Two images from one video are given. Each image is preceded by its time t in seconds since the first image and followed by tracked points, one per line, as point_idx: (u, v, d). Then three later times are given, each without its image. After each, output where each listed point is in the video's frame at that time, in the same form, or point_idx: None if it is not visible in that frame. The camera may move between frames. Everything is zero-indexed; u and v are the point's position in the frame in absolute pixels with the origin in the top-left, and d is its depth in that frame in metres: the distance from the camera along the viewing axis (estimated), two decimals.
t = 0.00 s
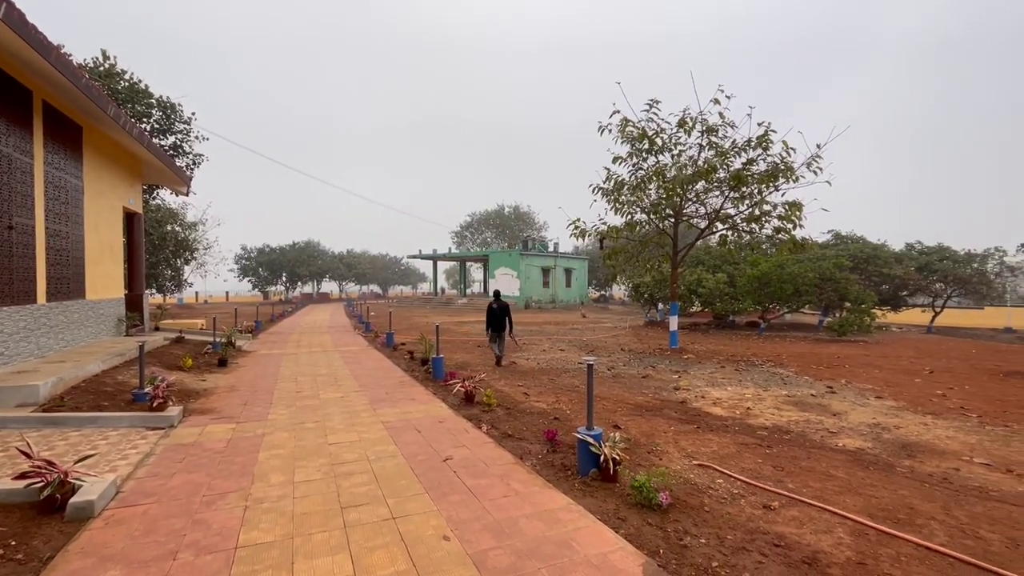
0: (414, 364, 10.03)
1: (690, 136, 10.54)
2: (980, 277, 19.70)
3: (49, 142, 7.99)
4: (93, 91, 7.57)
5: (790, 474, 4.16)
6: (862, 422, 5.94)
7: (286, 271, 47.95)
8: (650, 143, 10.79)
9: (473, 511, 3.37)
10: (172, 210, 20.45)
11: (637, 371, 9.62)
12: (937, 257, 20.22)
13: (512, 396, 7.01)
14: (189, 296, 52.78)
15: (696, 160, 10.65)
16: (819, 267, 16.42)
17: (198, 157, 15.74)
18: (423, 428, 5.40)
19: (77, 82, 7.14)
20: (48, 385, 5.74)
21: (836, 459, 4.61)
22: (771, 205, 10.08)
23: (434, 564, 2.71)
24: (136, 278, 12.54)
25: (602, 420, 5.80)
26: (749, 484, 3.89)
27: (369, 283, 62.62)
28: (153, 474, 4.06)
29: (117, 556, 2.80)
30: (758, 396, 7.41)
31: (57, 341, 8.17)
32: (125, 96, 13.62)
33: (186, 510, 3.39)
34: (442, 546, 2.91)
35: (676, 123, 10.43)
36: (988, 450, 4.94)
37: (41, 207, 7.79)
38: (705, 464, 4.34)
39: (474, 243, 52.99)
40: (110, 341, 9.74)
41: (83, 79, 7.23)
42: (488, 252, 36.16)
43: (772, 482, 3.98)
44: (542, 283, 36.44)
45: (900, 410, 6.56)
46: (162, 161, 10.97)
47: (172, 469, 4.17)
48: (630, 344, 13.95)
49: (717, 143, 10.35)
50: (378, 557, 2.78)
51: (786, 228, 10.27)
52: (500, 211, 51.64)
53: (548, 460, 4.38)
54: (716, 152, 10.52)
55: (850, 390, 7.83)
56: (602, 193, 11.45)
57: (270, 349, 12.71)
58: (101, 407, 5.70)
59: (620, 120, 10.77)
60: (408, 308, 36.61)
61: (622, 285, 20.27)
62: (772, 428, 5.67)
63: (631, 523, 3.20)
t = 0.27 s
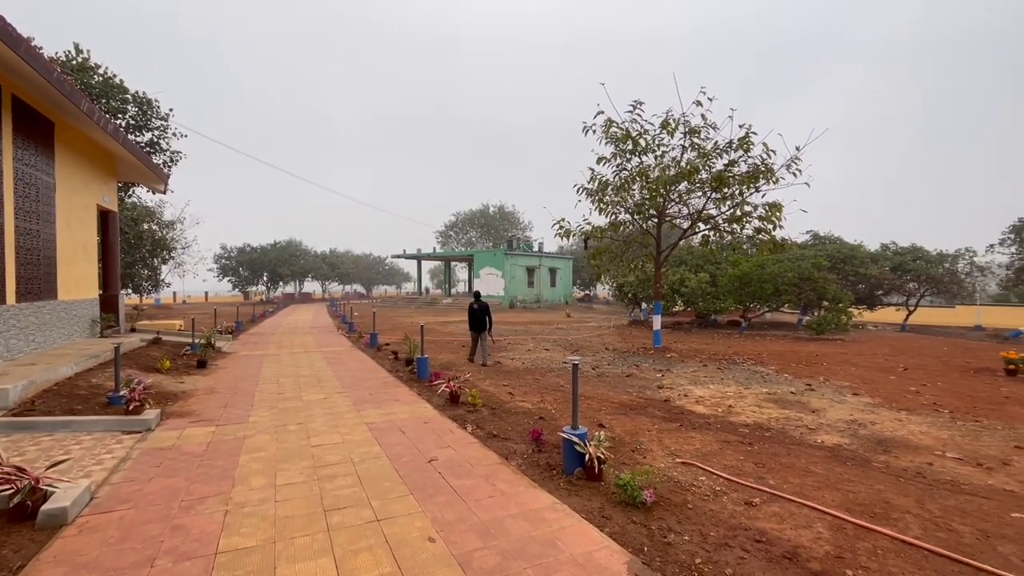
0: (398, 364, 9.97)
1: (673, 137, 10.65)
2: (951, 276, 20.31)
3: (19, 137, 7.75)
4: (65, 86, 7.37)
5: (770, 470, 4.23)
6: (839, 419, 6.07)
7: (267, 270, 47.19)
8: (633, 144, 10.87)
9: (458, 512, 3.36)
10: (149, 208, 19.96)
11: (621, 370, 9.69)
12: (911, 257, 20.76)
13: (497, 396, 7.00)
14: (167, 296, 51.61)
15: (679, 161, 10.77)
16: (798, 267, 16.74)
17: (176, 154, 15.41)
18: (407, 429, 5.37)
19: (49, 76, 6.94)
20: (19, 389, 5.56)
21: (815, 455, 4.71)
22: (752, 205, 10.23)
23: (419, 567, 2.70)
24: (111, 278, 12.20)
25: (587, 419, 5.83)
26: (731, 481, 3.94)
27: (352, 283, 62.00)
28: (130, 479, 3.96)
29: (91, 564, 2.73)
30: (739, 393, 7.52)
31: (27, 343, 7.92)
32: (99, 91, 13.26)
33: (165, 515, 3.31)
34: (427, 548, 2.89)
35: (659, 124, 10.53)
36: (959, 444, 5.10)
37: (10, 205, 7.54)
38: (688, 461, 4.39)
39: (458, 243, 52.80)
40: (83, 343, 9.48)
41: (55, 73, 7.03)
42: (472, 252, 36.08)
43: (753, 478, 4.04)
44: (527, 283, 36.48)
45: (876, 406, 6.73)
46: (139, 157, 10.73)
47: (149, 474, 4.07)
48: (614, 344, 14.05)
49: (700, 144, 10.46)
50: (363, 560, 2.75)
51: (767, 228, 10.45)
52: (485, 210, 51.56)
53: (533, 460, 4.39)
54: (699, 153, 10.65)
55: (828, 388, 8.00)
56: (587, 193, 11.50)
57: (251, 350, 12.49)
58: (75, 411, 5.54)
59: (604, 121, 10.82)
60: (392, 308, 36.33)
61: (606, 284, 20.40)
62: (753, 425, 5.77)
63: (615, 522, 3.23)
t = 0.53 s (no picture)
0: (381, 365, 9.89)
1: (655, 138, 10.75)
2: (922, 276, 20.92)
3: None
4: (35, 79, 7.14)
5: (750, 467, 4.31)
6: (816, 415, 6.21)
7: (247, 270, 46.34)
8: (616, 145, 10.95)
9: (441, 513, 3.35)
10: (123, 206, 19.42)
11: (605, 368, 9.76)
12: (885, 257, 21.31)
13: (480, 396, 6.99)
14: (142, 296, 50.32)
15: (661, 162, 10.88)
16: (776, 267, 17.08)
17: (151, 151, 15.04)
18: (390, 430, 5.33)
19: (17, 70, 6.72)
20: None
21: (793, 451, 4.81)
22: (732, 206, 10.39)
23: (402, 568, 2.68)
24: (83, 278, 11.85)
25: (570, 418, 5.86)
26: (712, 477, 4.00)
27: (334, 283, 61.26)
28: (103, 484, 3.85)
29: (62, 572, 2.64)
30: (720, 391, 7.64)
31: None
32: (70, 86, 12.88)
33: (140, 521, 3.23)
34: (410, 550, 2.88)
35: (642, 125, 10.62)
36: (930, 439, 5.25)
37: None
38: (670, 459, 4.44)
39: (442, 242, 52.55)
40: (54, 345, 9.19)
41: (24, 66, 6.81)
42: (456, 252, 35.95)
43: (733, 475, 4.11)
44: (511, 283, 36.48)
45: (851, 403, 6.90)
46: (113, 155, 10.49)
47: (123, 479, 3.97)
48: (597, 343, 14.14)
49: (681, 145, 10.59)
50: (344, 563, 2.72)
51: (746, 229, 10.62)
52: (469, 209, 51.43)
53: (517, 459, 4.39)
54: (680, 154, 10.77)
55: (805, 385, 8.17)
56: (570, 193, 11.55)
57: (229, 352, 12.25)
58: (44, 415, 5.36)
59: (587, 121, 10.87)
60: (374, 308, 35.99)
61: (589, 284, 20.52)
62: (733, 423, 5.86)
63: (599, 520, 3.25)
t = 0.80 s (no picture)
0: (366, 365, 9.81)
1: (640, 139, 10.83)
2: (899, 276, 21.43)
3: None
4: (7, 73, 6.93)
5: (733, 464, 4.36)
6: (797, 412, 6.32)
7: (229, 269, 45.55)
8: (601, 145, 11.01)
9: (426, 513, 3.33)
10: (99, 204, 18.94)
11: (590, 368, 9.80)
12: (863, 258, 21.79)
13: (466, 395, 6.97)
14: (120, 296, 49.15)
15: (646, 162, 10.97)
16: (759, 266, 17.35)
17: (129, 147, 14.70)
18: (375, 431, 5.28)
19: None
20: None
21: (774, 448, 4.88)
22: (716, 206, 10.52)
23: (387, 570, 2.66)
24: (57, 277, 11.52)
25: (556, 417, 5.87)
26: (695, 474, 4.05)
27: (318, 283, 60.54)
28: (78, 489, 3.75)
29: None
30: (704, 389, 7.73)
31: None
32: (44, 80, 12.53)
33: (116, 526, 3.15)
34: (395, 551, 2.86)
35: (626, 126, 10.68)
36: (906, 434, 5.38)
37: None
38: (654, 456, 4.48)
39: (428, 241, 52.30)
40: (26, 346, 8.92)
41: None
42: (442, 251, 35.82)
43: (716, 472, 4.16)
44: (497, 282, 36.45)
45: (831, 400, 7.04)
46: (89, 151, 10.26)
47: (99, 483, 3.87)
48: (583, 342, 14.20)
49: (665, 146, 10.68)
50: (328, 565, 2.70)
51: (729, 229, 10.76)
52: (455, 209, 51.26)
53: (503, 459, 4.39)
54: (665, 155, 10.87)
55: (786, 383, 8.31)
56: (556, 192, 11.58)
57: (210, 352, 12.03)
58: (15, 419, 5.20)
59: (572, 121, 10.91)
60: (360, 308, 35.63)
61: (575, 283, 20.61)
62: (716, 420, 5.93)
63: (584, 518, 3.26)
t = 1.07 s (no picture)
0: (349, 365, 9.71)
1: (624, 139, 10.91)
2: (875, 275, 21.96)
3: None
4: None
5: (715, 461, 4.42)
6: (777, 410, 6.43)
7: (208, 268, 44.63)
8: (586, 145, 11.06)
9: (411, 514, 3.31)
10: (72, 201, 18.41)
11: (575, 367, 9.85)
12: (840, 258, 22.26)
13: (451, 395, 6.94)
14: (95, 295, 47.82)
15: (630, 162, 11.05)
16: (740, 266, 17.62)
17: (104, 142, 14.30)
18: (358, 431, 5.23)
19: None
20: None
21: (755, 444, 4.97)
22: (699, 207, 10.64)
23: (370, 572, 2.64)
24: (28, 276, 11.17)
25: (541, 416, 5.89)
26: (678, 472, 4.09)
27: (301, 282, 59.72)
28: (50, 494, 3.64)
29: None
30: (687, 388, 7.82)
31: None
32: (14, 72, 12.12)
33: (91, 532, 3.07)
34: (379, 552, 2.84)
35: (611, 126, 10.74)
36: (881, 430, 5.52)
37: None
38: (638, 455, 4.52)
39: (413, 240, 51.97)
40: None
41: None
42: (427, 250, 35.62)
43: (699, 469, 4.21)
44: (482, 282, 36.38)
45: (810, 397, 7.18)
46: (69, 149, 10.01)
47: (72, 488, 3.76)
48: (568, 341, 14.24)
49: (649, 146, 10.77)
50: (310, 568, 2.66)
51: (712, 229, 10.90)
52: (439, 208, 51.03)
53: (488, 458, 4.38)
54: (648, 155, 10.96)
55: (767, 380, 8.45)
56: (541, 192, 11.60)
57: (189, 353, 11.79)
58: None
59: (557, 121, 10.93)
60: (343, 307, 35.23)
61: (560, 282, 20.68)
62: (699, 418, 6.01)
63: (568, 516, 3.28)
